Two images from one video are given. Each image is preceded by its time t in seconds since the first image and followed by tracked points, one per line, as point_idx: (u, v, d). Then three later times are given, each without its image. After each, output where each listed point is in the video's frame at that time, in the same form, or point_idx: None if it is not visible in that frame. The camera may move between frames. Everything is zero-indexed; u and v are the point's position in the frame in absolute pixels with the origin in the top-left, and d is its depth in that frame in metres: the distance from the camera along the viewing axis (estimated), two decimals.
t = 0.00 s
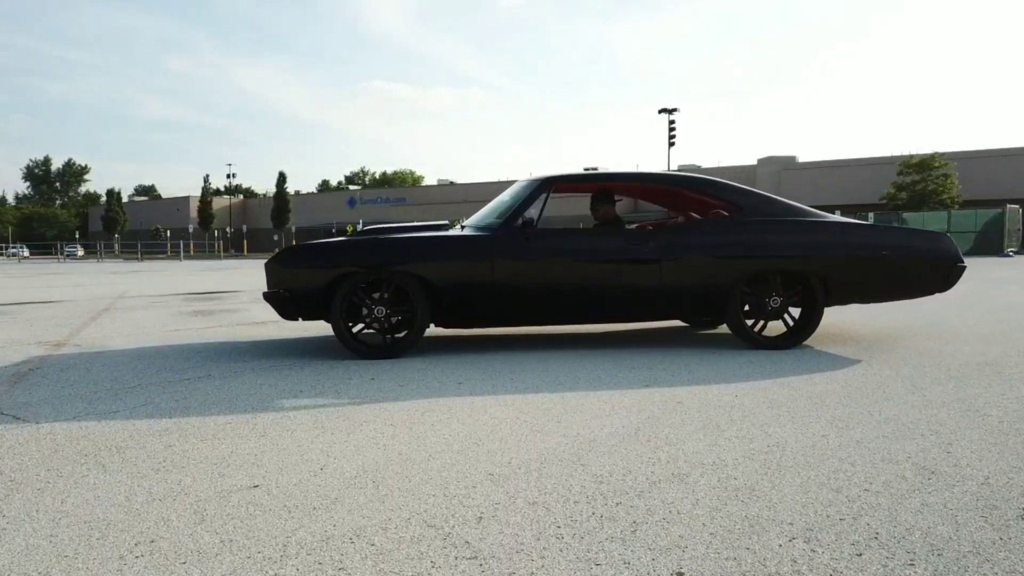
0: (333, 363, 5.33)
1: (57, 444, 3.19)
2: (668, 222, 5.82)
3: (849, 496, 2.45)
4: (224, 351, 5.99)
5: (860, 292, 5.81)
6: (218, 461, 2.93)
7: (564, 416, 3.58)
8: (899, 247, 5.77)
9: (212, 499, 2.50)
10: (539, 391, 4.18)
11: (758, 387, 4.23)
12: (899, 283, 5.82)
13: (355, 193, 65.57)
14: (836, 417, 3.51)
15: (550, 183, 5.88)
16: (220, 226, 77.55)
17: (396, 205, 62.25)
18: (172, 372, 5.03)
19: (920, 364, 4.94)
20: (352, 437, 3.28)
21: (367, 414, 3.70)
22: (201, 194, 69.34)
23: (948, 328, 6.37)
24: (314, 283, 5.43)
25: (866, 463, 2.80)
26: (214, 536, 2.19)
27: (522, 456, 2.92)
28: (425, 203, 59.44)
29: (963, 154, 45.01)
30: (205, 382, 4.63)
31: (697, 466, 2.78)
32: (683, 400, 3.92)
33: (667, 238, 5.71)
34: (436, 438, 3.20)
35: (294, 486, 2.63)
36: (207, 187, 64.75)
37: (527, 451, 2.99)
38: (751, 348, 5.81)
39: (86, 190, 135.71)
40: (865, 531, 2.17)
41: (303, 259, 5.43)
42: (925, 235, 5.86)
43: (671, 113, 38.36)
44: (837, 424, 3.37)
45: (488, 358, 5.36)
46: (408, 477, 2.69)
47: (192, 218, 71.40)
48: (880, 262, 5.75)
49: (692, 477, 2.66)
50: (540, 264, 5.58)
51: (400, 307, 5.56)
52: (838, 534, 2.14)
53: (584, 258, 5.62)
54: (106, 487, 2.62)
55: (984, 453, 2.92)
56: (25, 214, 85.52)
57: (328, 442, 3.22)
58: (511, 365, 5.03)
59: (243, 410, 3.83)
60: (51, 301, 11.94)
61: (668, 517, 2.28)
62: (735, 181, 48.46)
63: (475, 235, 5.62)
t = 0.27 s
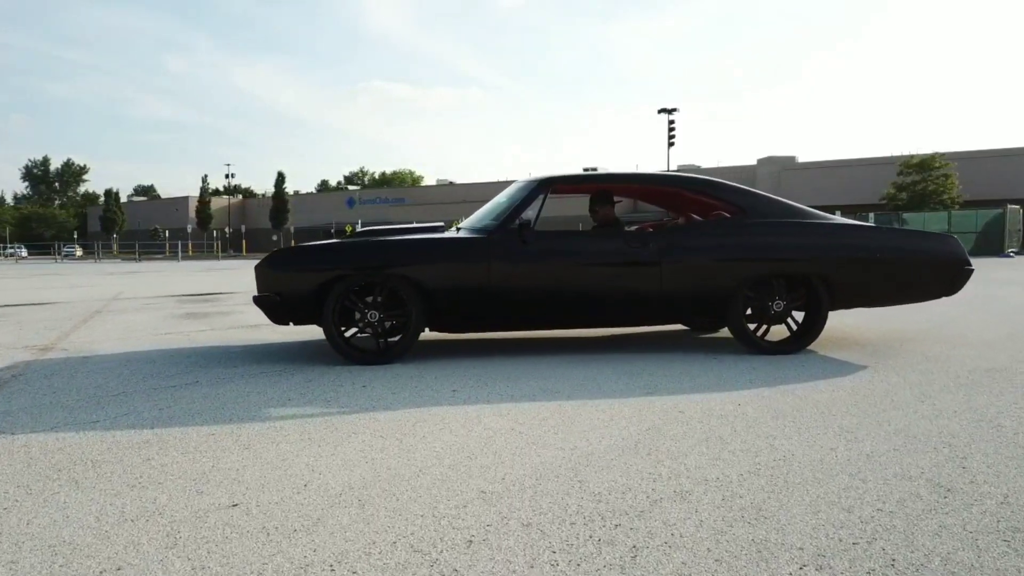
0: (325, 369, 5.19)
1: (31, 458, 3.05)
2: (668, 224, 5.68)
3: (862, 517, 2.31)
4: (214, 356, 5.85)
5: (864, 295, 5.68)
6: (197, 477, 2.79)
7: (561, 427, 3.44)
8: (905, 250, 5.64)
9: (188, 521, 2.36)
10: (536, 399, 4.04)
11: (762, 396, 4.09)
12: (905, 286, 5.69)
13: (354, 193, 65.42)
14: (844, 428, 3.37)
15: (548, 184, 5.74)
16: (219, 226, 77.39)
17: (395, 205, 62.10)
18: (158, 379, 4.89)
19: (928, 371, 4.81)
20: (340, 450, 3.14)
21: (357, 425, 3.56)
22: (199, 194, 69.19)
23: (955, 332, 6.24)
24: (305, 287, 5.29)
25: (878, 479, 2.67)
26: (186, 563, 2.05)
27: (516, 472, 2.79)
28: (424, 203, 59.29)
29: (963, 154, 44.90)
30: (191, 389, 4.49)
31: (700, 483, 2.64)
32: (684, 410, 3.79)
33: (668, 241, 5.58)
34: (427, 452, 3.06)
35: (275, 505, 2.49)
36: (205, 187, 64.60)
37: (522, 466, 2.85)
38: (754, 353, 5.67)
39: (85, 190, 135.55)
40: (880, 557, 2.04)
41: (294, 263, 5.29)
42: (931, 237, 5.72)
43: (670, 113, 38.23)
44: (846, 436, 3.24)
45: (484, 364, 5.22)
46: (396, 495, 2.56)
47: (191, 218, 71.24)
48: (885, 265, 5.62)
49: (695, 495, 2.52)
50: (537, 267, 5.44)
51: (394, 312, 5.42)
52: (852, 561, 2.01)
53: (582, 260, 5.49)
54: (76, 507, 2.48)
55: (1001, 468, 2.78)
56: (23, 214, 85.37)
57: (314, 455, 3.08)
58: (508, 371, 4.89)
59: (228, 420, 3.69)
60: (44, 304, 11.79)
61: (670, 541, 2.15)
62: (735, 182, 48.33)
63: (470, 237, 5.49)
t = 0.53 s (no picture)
0: (317, 376, 5.04)
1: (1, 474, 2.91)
2: (669, 227, 5.54)
3: (877, 543, 2.17)
4: (203, 362, 5.70)
5: (870, 299, 5.54)
6: (173, 496, 2.65)
7: (558, 441, 3.30)
8: (911, 253, 5.50)
9: (160, 546, 2.22)
10: (532, 409, 3.90)
11: (766, 407, 3.96)
12: (911, 291, 5.55)
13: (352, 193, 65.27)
14: (853, 442, 3.23)
15: (545, 186, 5.60)
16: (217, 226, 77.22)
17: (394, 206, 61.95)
18: (144, 387, 4.75)
19: (937, 378, 4.68)
20: (326, 465, 3.01)
21: (345, 437, 3.42)
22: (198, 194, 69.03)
23: (962, 336, 6.10)
24: (296, 291, 5.15)
25: (891, 499, 2.53)
26: None
27: (510, 491, 2.65)
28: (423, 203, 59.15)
29: (963, 155, 44.79)
30: (177, 398, 4.35)
31: (703, 504, 2.50)
32: (686, 421, 3.65)
33: (668, 244, 5.44)
34: (417, 469, 2.92)
35: (254, 528, 2.35)
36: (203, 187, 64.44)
37: (516, 484, 2.72)
38: (756, 359, 5.53)
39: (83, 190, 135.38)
40: None
41: (284, 267, 5.15)
42: (938, 240, 5.59)
43: (670, 113, 38.10)
44: (855, 451, 3.10)
45: (480, 371, 5.08)
46: (382, 518, 2.42)
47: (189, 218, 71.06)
48: (891, 269, 5.48)
49: (698, 518, 2.38)
50: (534, 271, 5.30)
51: (387, 317, 5.28)
52: None
53: (581, 264, 5.35)
54: (43, 530, 2.34)
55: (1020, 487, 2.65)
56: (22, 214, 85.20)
57: (299, 471, 2.94)
58: (504, 379, 4.75)
59: (212, 432, 3.55)
60: (36, 306, 11.63)
61: (673, 571, 2.01)
62: (735, 182, 48.20)
63: (466, 240, 5.35)
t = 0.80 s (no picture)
0: (307, 384, 4.91)
1: None
2: (669, 230, 5.40)
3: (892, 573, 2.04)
4: (192, 369, 5.56)
5: (875, 305, 5.41)
6: (147, 518, 2.51)
7: (554, 455, 3.17)
8: (917, 257, 5.37)
9: None
10: (528, 420, 3.77)
11: (770, 418, 3.82)
12: (917, 296, 5.41)
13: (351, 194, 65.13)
14: (861, 457, 3.10)
15: (542, 188, 5.46)
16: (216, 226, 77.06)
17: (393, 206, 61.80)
18: (128, 396, 4.61)
19: (945, 387, 4.54)
20: (310, 482, 2.87)
21: (332, 452, 3.29)
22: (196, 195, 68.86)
23: (968, 342, 5.97)
24: (286, 297, 5.00)
25: (904, 522, 2.40)
26: None
27: (502, 513, 2.51)
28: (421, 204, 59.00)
29: (963, 155, 44.67)
30: (161, 408, 4.21)
31: (706, 527, 2.37)
32: (686, 434, 3.51)
33: (668, 248, 5.30)
34: (406, 487, 2.78)
35: (229, 555, 2.22)
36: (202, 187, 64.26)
37: (509, 505, 2.58)
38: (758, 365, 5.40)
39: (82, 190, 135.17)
40: None
41: (273, 271, 5.00)
42: (945, 243, 5.45)
43: (669, 113, 37.96)
44: (864, 467, 2.96)
45: (476, 379, 4.94)
46: (365, 543, 2.28)
47: (188, 219, 70.89)
48: (896, 273, 5.35)
49: (701, 543, 2.25)
50: (531, 276, 5.16)
51: (380, 322, 5.14)
52: None
53: (579, 269, 5.21)
54: (5, 558, 2.20)
55: None
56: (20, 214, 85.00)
57: (282, 489, 2.80)
58: (500, 387, 4.61)
59: (194, 446, 3.41)
60: (27, 309, 11.48)
61: None
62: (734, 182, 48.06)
63: (460, 244, 5.21)
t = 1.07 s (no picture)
0: (296, 391, 4.77)
1: None
2: (669, 233, 5.27)
3: None
4: (179, 375, 5.42)
5: (880, 310, 5.27)
6: (117, 541, 2.37)
7: (548, 470, 3.03)
8: (922, 261, 5.24)
9: None
10: (522, 431, 3.63)
11: (773, 429, 3.68)
12: (923, 301, 5.28)
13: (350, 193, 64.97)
14: (869, 473, 2.97)
15: (539, 191, 5.33)
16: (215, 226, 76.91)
17: (391, 206, 61.67)
18: (111, 404, 4.47)
19: (953, 395, 4.41)
20: (293, 501, 2.74)
21: (318, 466, 3.15)
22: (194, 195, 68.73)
23: (974, 347, 5.83)
24: (275, 302, 4.87)
25: (917, 547, 2.27)
26: None
27: (492, 536, 2.38)
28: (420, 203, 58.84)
29: (964, 155, 44.54)
30: (143, 418, 4.07)
31: (707, 552, 2.24)
32: (687, 447, 3.38)
33: (668, 251, 5.17)
34: (392, 506, 2.65)
35: None
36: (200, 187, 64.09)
37: (499, 526, 2.45)
38: (760, 371, 5.26)
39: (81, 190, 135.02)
40: None
41: (262, 276, 4.87)
42: (951, 247, 5.32)
43: (667, 113, 37.79)
44: (872, 484, 2.83)
45: (470, 386, 4.81)
46: (346, 570, 2.15)
47: (186, 218, 70.71)
48: (902, 277, 5.22)
49: (702, 570, 2.12)
50: (527, 280, 5.03)
51: (371, 328, 5.00)
52: None
53: (576, 273, 5.08)
54: None
55: None
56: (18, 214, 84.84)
57: (262, 508, 2.67)
58: (494, 395, 4.48)
59: (174, 459, 3.27)
60: (19, 311, 11.33)
61: None
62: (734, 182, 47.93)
63: (455, 247, 5.08)
